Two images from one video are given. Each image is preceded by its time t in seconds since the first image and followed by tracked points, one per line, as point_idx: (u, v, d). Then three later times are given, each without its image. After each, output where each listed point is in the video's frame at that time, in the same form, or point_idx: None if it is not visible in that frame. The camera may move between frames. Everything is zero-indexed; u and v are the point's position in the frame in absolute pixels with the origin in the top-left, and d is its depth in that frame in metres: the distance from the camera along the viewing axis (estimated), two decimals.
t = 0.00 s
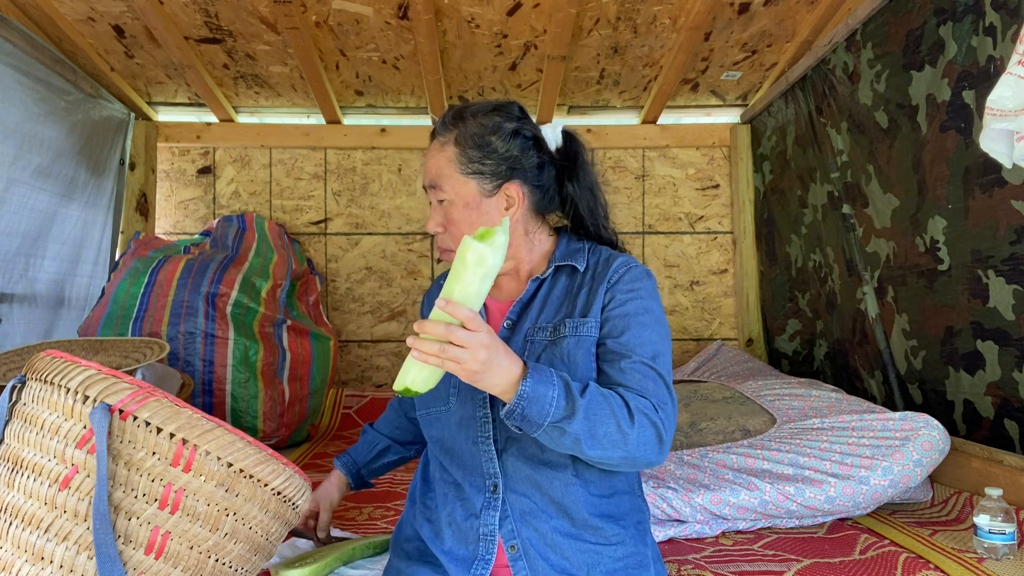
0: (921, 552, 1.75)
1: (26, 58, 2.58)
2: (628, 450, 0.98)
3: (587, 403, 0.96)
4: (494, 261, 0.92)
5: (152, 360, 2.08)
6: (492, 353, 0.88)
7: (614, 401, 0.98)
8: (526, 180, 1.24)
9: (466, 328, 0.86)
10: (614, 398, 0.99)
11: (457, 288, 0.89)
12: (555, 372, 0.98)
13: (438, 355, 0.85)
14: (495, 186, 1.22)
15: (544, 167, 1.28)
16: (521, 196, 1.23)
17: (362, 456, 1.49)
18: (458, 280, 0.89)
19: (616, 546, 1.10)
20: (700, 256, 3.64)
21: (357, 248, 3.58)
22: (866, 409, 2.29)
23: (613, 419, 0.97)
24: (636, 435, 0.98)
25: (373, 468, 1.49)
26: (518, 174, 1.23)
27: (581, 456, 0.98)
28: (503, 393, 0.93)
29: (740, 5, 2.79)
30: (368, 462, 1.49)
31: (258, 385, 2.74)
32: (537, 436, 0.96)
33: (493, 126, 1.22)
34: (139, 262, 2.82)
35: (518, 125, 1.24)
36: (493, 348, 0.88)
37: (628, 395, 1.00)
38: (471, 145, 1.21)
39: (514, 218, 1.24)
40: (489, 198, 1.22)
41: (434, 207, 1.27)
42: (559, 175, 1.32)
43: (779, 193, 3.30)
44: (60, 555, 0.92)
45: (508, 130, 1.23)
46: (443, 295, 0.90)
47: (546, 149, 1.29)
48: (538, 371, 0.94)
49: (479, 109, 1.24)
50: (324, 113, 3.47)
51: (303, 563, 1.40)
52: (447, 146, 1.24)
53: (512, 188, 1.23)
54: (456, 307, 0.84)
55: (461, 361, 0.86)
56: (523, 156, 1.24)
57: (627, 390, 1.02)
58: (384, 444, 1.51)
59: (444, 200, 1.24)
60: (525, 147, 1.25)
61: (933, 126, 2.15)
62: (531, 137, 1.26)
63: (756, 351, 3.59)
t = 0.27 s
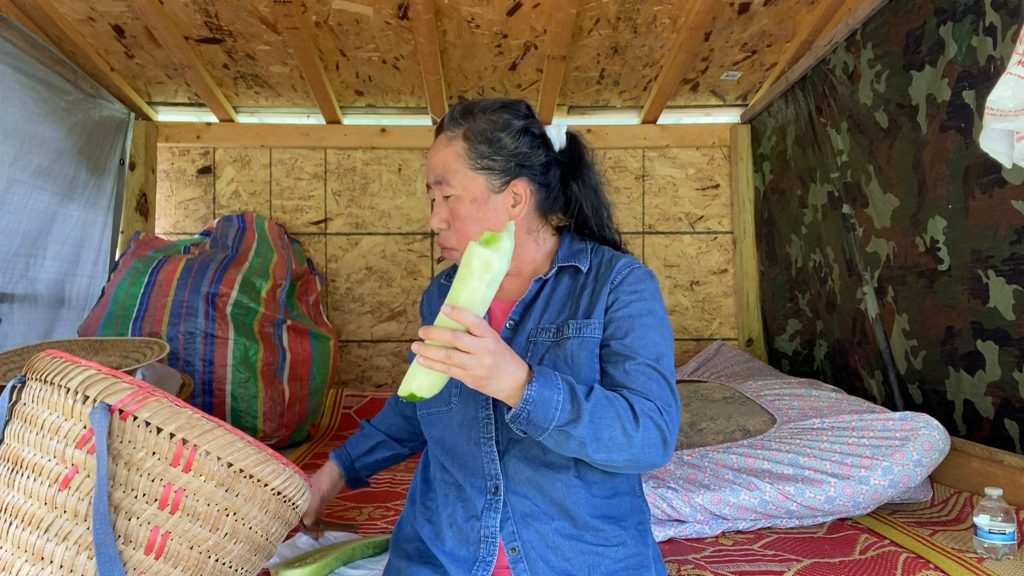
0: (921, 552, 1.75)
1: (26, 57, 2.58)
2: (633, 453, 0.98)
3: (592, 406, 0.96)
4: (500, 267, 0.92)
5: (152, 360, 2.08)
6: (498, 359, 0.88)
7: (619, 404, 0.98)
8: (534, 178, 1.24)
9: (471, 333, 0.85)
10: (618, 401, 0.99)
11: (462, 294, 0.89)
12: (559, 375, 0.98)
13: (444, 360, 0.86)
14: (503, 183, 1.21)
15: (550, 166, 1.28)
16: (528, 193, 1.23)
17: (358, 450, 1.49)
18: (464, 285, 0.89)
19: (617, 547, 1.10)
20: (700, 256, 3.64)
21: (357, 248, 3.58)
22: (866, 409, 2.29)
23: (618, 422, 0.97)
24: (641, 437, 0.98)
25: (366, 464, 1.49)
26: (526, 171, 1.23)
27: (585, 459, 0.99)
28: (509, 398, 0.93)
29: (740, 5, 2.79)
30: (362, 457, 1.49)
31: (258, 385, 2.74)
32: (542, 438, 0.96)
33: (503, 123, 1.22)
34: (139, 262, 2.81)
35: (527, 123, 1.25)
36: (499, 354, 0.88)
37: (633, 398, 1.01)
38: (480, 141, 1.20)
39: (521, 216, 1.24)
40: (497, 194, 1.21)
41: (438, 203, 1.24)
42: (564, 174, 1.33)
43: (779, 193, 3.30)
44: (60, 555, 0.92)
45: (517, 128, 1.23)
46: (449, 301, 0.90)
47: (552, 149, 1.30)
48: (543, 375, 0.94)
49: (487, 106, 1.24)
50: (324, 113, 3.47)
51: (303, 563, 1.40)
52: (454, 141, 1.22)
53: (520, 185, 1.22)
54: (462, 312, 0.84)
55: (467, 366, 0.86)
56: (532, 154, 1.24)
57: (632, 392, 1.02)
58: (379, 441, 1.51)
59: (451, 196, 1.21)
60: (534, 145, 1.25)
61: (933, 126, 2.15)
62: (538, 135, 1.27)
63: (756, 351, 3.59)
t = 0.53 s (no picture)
0: (921, 552, 1.75)
1: (26, 57, 2.58)
2: (634, 453, 0.98)
3: (593, 408, 0.96)
4: (503, 268, 0.91)
5: (152, 360, 2.08)
6: (499, 360, 0.88)
7: (620, 405, 0.99)
8: (533, 178, 1.24)
9: (473, 334, 0.85)
10: (619, 402, 0.99)
11: (465, 295, 0.89)
12: (560, 377, 0.98)
13: (446, 362, 0.85)
14: (503, 183, 1.21)
15: (549, 166, 1.28)
16: (527, 192, 1.23)
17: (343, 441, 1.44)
18: (466, 287, 0.89)
19: (617, 548, 1.10)
20: (700, 256, 3.64)
21: (357, 248, 3.58)
22: (866, 409, 2.29)
23: (619, 423, 0.97)
24: (642, 438, 0.98)
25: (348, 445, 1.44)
26: (525, 171, 1.23)
27: (586, 460, 0.99)
28: (510, 398, 0.93)
29: (740, 5, 2.79)
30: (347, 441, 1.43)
31: (258, 385, 2.74)
32: (543, 440, 0.96)
33: (502, 123, 1.22)
34: (139, 262, 2.81)
35: (526, 123, 1.25)
36: (500, 355, 0.88)
37: (634, 399, 1.01)
38: (479, 141, 1.20)
39: (520, 216, 1.23)
40: (497, 194, 1.21)
41: (439, 204, 1.24)
42: (563, 174, 1.33)
43: (779, 193, 3.30)
44: (60, 555, 0.92)
45: (516, 128, 1.23)
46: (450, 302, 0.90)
47: (551, 148, 1.29)
48: (544, 377, 0.94)
49: (486, 106, 1.24)
50: (324, 113, 3.47)
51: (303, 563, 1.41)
52: (453, 141, 1.22)
53: (519, 185, 1.22)
54: (465, 314, 0.84)
55: (468, 368, 0.86)
56: (531, 153, 1.24)
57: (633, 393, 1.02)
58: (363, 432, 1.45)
59: (451, 196, 1.21)
60: (533, 145, 1.25)
61: (933, 126, 2.15)
62: (537, 135, 1.27)
63: (756, 351, 3.59)
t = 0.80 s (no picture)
0: (921, 552, 1.75)
1: (26, 58, 2.58)
2: (639, 446, 0.98)
3: (597, 402, 0.96)
4: (499, 268, 0.92)
5: (152, 360, 2.08)
6: (500, 360, 0.88)
7: (623, 398, 0.99)
8: (527, 178, 1.25)
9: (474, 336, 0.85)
10: (622, 395, 0.99)
11: (463, 298, 0.89)
12: (563, 372, 0.98)
13: (448, 365, 0.85)
14: (498, 183, 1.21)
15: (543, 166, 1.29)
16: (522, 192, 1.23)
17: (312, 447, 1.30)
18: (464, 289, 0.89)
19: (618, 547, 1.10)
20: (700, 256, 3.64)
21: (357, 248, 3.58)
22: (866, 409, 2.29)
23: (623, 417, 0.97)
24: (646, 430, 0.98)
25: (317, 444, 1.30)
26: (520, 171, 1.23)
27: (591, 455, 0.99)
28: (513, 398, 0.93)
29: (740, 5, 2.79)
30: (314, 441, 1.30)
31: (258, 385, 2.75)
32: (548, 437, 0.96)
33: (496, 125, 1.22)
34: (139, 263, 2.81)
35: (519, 124, 1.25)
36: (501, 355, 0.88)
37: (636, 391, 1.01)
38: (474, 142, 1.20)
39: (515, 216, 1.23)
40: (492, 194, 1.21)
41: (434, 206, 1.24)
42: (557, 174, 1.33)
43: (779, 193, 3.30)
44: (60, 555, 0.92)
45: (510, 129, 1.23)
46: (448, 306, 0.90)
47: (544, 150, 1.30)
48: (547, 373, 0.94)
49: (479, 108, 1.24)
50: (324, 113, 3.47)
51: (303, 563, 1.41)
52: (448, 143, 1.22)
53: (514, 185, 1.22)
54: (463, 317, 0.84)
55: (471, 369, 0.86)
56: (525, 154, 1.24)
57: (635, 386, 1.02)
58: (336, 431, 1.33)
59: (446, 198, 1.21)
60: (527, 146, 1.26)
61: (933, 126, 2.15)
62: (530, 136, 1.27)
63: (756, 351, 3.59)
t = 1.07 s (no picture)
0: (921, 552, 1.75)
1: (26, 58, 2.58)
2: (644, 437, 0.98)
3: (602, 394, 0.96)
4: (499, 261, 0.92)
5: (152, 360, 2.08)
6: (505, 353, 0.88)
7: (627, 391, 0.99)
8: (510, 184, 1.24)
9: (478, 329, 0.86)
10: (626, 387, 0.99)
11: (465, 291, 0.90)
12: (565, 367, 0.99)
13: (452, 359, 0.85)
14: (481, 197, 1.20)
15: (524, 168, 1.27)
16: (507, 201, 1.23)
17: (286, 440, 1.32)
18: (466, 281, 0.90)
19: (620, 547, 1.10)
20: (700, 256, 3.64)
21: (356, 248, 3.58)
22: (866, 409, 2.29)
23: (628, 409, 0.97)
24: (651, 421, 0.98)
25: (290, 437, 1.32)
26: (501, 181, 1.22)
27: (598, 448, 0.99)
28: (518, 393, 0.93)
29: (740, 5, 2.79)
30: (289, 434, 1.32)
31: (258, 385, 2.74)
32: (554, 432, 0.96)
33: (469, 136, 1.20)
34: (139, 263, 2.81)
35: (492, 131, 1.23)
36: (505, 348, 0.88)
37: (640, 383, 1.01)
38: (450, 159, 1.18)
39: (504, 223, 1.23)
40: (476, 211, 1.20)
41: (422, 227, 1.24)
42: (538, 171, 1.31)
43: (779, 193, 3.30)
44: (60, 555, 0.92)
45: (484, 139, 1.21)
46: (452, 298, 0.91)
47: (520, 146, 1.28)
48: (551, 368, 0.94)
49: (449, 121, 1.21)
50: (324, 113, 3.47)
51: (303, 563, 1.41)
52: (425, 163, 1.20)
53: (498, 196, 1.22)
54: (466, 309, 0.84)
55: (475, 363, 0.86)
56: (503, 162, 1.23)
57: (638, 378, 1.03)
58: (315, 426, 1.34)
59: (432, 219, 1.21)
60: (503, 152, 1.24)
61: (933, 126, 2.15)
62: (506, 140, 1.25)
63: (756, 351, 3.59)
